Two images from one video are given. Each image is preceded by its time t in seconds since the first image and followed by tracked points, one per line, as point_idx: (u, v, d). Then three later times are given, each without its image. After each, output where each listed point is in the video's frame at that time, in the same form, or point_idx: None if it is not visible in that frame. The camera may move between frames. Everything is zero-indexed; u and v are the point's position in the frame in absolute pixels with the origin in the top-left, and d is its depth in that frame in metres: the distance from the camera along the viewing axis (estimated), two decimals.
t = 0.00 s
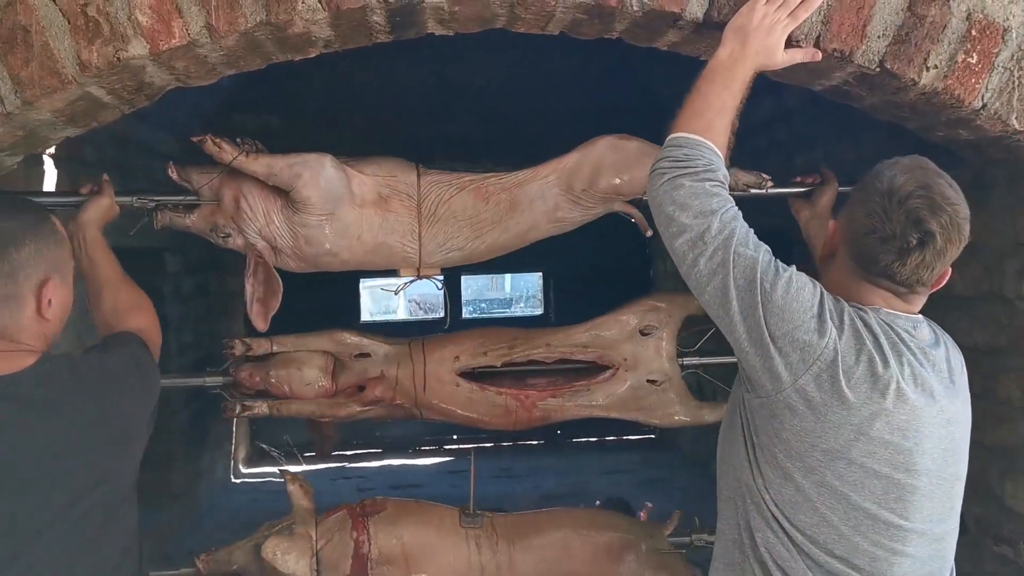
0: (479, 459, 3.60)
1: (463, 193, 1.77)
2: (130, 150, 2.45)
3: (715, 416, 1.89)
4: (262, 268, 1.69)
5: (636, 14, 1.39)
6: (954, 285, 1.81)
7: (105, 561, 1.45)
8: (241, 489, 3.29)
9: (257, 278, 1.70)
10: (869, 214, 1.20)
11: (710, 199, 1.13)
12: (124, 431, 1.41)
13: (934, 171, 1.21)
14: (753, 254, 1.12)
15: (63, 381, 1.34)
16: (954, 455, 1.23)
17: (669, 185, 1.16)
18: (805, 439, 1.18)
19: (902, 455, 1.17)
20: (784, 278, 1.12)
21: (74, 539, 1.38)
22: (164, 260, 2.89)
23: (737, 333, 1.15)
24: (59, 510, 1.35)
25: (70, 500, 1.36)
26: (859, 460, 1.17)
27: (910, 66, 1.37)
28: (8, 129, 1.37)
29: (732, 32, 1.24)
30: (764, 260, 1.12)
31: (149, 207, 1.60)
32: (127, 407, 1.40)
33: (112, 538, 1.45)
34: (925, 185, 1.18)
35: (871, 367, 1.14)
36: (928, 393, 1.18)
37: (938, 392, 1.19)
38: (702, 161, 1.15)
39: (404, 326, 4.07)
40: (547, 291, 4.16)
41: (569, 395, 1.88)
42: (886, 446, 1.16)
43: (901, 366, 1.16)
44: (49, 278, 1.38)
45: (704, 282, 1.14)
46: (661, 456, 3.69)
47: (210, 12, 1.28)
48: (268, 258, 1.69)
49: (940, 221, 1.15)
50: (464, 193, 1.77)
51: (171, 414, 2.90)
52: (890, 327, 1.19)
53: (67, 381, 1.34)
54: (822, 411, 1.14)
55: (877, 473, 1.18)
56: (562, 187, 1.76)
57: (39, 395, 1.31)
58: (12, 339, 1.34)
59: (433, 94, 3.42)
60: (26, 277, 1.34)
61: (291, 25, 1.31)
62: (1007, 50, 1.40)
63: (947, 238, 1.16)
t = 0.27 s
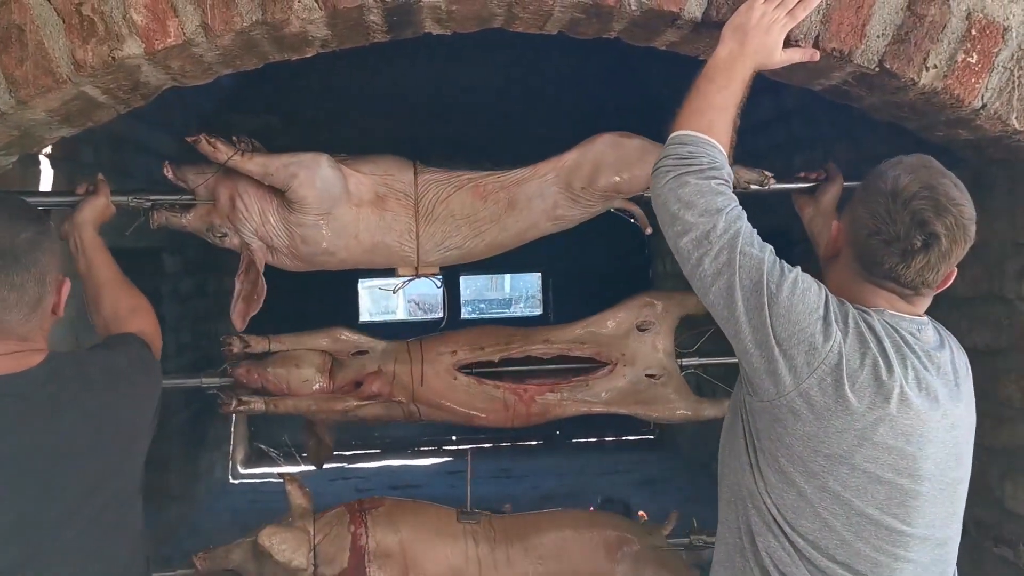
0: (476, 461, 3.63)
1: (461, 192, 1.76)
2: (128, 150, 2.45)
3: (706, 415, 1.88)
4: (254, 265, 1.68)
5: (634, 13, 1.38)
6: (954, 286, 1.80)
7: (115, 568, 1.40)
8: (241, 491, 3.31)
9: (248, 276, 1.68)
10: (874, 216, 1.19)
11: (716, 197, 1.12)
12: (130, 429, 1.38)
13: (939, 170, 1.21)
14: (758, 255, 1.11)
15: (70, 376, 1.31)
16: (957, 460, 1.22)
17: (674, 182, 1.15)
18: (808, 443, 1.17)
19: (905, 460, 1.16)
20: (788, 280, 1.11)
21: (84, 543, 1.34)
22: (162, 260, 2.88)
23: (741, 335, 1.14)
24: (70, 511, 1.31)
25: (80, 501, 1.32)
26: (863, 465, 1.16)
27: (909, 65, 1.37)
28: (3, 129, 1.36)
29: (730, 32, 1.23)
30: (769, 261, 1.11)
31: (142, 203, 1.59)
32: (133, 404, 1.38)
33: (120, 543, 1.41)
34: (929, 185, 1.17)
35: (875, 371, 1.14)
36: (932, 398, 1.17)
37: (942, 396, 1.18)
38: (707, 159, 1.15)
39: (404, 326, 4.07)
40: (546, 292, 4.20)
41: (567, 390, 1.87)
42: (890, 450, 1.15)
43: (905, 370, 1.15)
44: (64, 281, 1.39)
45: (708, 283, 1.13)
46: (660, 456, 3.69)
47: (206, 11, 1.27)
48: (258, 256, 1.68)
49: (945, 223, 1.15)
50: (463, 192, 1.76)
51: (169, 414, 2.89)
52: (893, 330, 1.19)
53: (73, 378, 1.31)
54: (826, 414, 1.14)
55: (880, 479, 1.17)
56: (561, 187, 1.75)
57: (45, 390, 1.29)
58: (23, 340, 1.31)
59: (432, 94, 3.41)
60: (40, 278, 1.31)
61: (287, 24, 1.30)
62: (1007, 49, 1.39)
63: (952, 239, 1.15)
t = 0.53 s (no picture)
0: (473, 460, 3.63)
1: (460, 198, 1.75)
2: (126, 149, 2.45)
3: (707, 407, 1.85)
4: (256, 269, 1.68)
5: (632, 11, 1.38)
6: (953, 285, 1.80)
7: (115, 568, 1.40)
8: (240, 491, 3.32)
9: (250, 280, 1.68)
10: (875, 215, 1.19)
11: (716, 192, 1.12)
12: (134, 429, 1.38)
13: (939, 170, 1.20)
14: (757, 251, 1.11)
15: (77, 375, 1.31)
16: (953, 460, 1.22)
17: (675, 176, 1.14)
18: (806, 441, 1.16)
19: (902, 459, 1.16)
20: (788, 277, 1.11)
21: (86, 543, 1.34)
22: (161, 259, 2.88)
23: (739, 331, 1.14)
24: (74, 511, 1.31)
25: (84, 501, 1.32)
26: (860, 463, 1.16)
27: (908, 63, 1.36)
28: None
29: (727, 29, 1.23)
30: (768, 257, 1.11)
31: (143, 207, 1.59)
32: (137, 403, 1.38)
33: (121, 544, 1.41)
34: (930, 185, 1.17)
35: (873, 369, 1.13)
36: (930, 397, 1.17)
37: (940, 396, 1.18)
38: (707, 154, 1.14)
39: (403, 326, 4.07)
40: (546, 292, 4.19)
41: (565, 382, 1.86)
42: (887, 449, 1.15)
43: (903, 368, 1.15)
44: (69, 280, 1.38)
45: (707, 279, 1.13)
46: (658, 456, 3.68)
47: (202, 9, 1.27)
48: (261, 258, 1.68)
49: (947, 223, 1.14)
50: (462, 198, 1.75)
51: (168, 413, 2.88)
52: (892, 328, 1.19)
53: (79, 377, 1.31)
54: (824, 412, 1.13)
55: (877, 478, 1.17)
56: (559, 186, 1.74)
57: (53, 389, 1.28)
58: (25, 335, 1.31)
59: (431, 93, 3.41)
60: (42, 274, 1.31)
61: (284, 22, 1.30)
62: (1006, 48, 1.39)
63: (953, 239, 1.15)
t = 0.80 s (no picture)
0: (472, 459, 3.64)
1: (464, 198, 1.75)
2: (126, 146, 2.45)
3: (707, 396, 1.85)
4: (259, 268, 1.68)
5: (633, 13, 1.38)
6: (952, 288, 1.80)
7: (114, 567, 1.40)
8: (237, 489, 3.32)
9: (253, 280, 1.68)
10: (870, 217, 1.19)
11: (712, 197, 1.12)
12: (134, 428, 1.37)
13: (934, 172, 1.20)
14: (753, 255, 1.11)
15: (76, 374, 1.30)
16: (950, 464, 1.22)
17: (670, 182, 1.14)
18: (800, 444, 1.16)
19: (897, 462, 1.16)
20: (783, 281, 1.11)
21: (84, 542, 1.33)
22: (161, 257, 2.88)
23: (734, 334, 1.14)
24: (72, 510, 1.31)
25: (82, 500, 1.32)
26: (854, 466, 1.16)
27: (908, 67, 1.36)
28: None
29: (727, 32, 1.23)
30: (764, 261, 1.11)
31: (146, 204, 1.59)
32: (138, 403, 1.37)
33: (119, 543, 1.40)
34: (925, 187, 1.17)
35: (868, 372, 1.13)
36: (925, 401, 1.17)
37: (936, 400, 1.18)
38: (703, 159, 1.14)
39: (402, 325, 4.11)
40: (544, 292, 4.20)
41: (563, 375, 1.85)
42: (882, 453, 1.15)
43: (899, 372, 1.15)
44: (51, 278, 1.32)
45: (703, 283, 1.13)
46: (656, 457, 3.68)
47: (203, 7, 1.26)
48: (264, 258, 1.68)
49: (941, 224, 1.14)
50: (465, 198, 1.75)
51: (166, 411, 2.88)
52: (888, 331, 1.19)
53: (78, 376, 1.30)
54: (817, 416, 1.13)
55: (871, 480, 1.17)
56: (559, 187, 1.75)
57: (50, 387, 1.28)
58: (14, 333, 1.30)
59: (431, 93, 3.41)
60: (36, 275, 1.30)
61: (284, 20, 1.30)
62: (1006, 52, 1.39)
63: (949, 240, 1.15)
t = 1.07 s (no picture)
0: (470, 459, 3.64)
1: (464, 198, 1.76)
2: (127, 144, 2.45)
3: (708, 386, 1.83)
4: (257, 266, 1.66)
5: (634, 13, 1.38)
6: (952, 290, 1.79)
7: (112, 565, 1.40)
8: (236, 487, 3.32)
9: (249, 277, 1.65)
10: (872, 221, 1.19)
11: (713, 201, 1.12)
12: (134, 426, 1.37)
13: (938, 175, 1.20)
14: (754, 259, 1.11)
15: (76, 371, 1.31)
16: (954, 466, 1.21)
17: (672, 187, 1.15)
18: (802, 446, 1.17)
19: (899, 465, 1.16)
20: (784, 284, 1.11)
21: (82, 540, 1.34)
22: (161, 255, 2.88)
23: (736, 338, 1.14)
24: (72, 507, 1.31)
25: (81, 497, 1.32)
26: (856, 469, 1.16)
27: (909, 68, 1.36)
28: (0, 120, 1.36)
29: (729, 34, 1.23)
30: (765, 265, 1.11)
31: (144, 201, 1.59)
32: (138, 399, 1.37)
33: (118, 541, 1.40)
34: (928, 191, 1.17)
35: (870, 375, 1.13)
36: (928, 403, 1.16)
37: (939, 402, 1.18)
38: (704, 163, 1.14)
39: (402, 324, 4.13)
40: (545, 292, 4.20)
41: (563, 368, 1.84)
42: (884, 455, 1.15)
43: (901, 374, 1.15)
44: (47, 275, 1.32)
45: (704, 287, 1.14)
46: (655, 457, 3.68)
47: (205, 5, 1.26)
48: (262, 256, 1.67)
49: (944, 228, 1.14)
50: (465, 199, 1.76)
51: (167, 409, 2.88)
52: (891, 334, 1.19)
53: (80, 373, 1.31)
54: (819, 418, 1.14)
55: (874, 483, 1.17)
56: (560, 187, 1.75)
57: (50, 384, 1.28)
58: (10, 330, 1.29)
59: (432, 92, 3.41)
60: (33, 272, 1.30)
61: (287, 19, 1.30)
62: (1007, 54, 1.39)
63: (951, 244, 1.14)
